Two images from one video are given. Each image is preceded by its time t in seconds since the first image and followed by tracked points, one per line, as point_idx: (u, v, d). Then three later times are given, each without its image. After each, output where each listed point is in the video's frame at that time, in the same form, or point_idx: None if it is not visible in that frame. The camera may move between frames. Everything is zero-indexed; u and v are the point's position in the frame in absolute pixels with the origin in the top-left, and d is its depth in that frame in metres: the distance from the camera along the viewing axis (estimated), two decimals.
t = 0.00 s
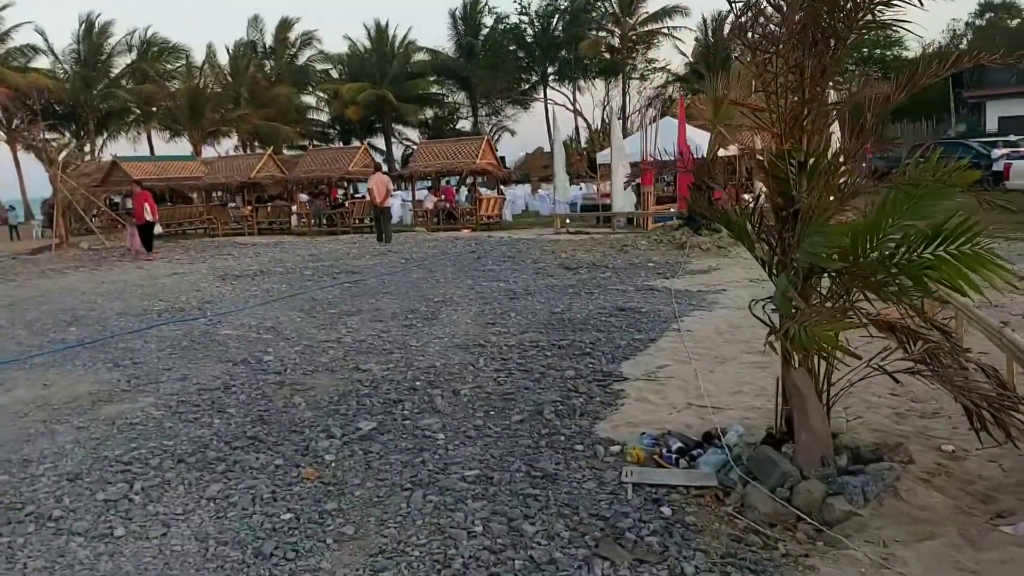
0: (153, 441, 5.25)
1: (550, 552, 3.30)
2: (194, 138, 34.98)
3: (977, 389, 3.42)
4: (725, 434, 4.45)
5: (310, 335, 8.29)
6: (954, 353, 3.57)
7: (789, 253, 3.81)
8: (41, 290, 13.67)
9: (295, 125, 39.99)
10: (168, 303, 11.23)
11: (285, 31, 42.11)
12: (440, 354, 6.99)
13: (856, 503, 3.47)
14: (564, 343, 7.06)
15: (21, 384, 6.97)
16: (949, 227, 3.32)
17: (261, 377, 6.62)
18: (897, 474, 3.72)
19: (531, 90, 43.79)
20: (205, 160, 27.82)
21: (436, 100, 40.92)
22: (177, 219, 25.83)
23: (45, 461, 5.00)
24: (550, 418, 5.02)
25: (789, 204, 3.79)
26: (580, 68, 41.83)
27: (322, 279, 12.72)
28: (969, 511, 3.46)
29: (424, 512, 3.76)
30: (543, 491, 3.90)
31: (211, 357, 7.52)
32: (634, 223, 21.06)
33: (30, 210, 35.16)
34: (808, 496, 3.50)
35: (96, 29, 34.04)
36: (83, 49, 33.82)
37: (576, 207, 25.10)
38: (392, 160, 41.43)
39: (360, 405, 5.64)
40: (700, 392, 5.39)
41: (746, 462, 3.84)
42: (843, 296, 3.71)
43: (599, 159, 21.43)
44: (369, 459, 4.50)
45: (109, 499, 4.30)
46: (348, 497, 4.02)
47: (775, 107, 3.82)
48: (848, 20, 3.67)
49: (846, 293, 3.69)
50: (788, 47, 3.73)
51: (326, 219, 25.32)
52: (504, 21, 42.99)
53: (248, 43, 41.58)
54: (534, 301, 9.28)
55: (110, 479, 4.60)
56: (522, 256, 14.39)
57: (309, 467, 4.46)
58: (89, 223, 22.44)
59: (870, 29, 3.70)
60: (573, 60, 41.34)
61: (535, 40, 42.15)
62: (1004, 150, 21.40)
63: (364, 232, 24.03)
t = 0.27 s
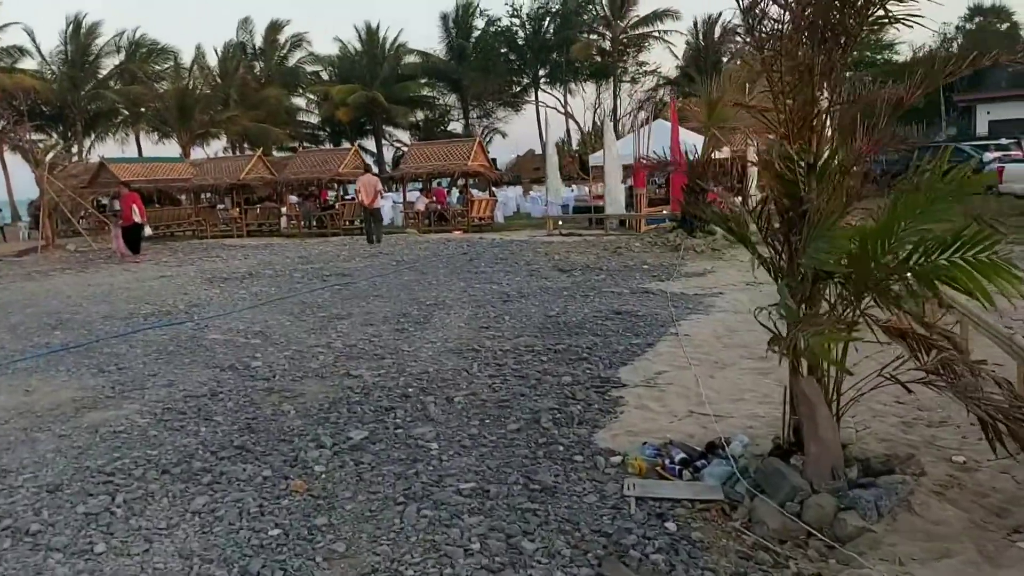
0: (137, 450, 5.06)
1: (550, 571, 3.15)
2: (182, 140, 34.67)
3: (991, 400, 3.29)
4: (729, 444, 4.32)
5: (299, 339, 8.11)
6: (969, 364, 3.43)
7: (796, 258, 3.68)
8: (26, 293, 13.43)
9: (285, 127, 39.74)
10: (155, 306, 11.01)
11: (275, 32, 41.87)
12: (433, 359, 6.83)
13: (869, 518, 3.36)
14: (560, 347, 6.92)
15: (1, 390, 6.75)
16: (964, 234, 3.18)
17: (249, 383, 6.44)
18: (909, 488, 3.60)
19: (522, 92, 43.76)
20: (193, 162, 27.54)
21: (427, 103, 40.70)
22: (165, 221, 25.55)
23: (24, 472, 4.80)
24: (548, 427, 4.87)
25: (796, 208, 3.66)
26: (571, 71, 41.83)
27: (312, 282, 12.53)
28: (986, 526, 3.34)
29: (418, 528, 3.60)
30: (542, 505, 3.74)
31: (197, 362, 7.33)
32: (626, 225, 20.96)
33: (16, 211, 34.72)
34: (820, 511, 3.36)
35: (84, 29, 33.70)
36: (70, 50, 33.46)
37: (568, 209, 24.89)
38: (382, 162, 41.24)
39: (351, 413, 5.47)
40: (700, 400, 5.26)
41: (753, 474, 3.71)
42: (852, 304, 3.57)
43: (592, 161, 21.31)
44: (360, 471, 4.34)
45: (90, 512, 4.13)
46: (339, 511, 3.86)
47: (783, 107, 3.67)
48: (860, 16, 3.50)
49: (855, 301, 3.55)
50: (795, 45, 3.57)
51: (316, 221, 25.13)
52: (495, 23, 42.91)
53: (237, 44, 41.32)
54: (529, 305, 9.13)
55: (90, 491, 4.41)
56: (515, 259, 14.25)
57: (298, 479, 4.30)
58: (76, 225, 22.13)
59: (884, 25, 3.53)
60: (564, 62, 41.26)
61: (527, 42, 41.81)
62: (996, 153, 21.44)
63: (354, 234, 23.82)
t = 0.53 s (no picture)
0: (106, 480, 4.82)
1: None
2: (160, 153, 34.29)
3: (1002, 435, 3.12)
4: (725, 474, 4.16)
5: (278, 359, 7.88)
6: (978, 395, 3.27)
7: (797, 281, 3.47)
8: None
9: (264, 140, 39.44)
10: (129, 324, 10.71)
11: (255, 45, 41.66)
12: (416, 381, 6.63)
13: (876, 555, 3.20)
14: (547, 368, 6.74)
15: None
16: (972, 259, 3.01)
17: (225, 406, 6.20)
18: (915, 521, 3.46)
19: (503, 107, 43.73)
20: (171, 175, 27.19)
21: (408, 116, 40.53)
22: (142, 234, 25.45)
23: None
24: (537, 455, 4.69)
25: (797, 229, 3.47)
26: (553, 86, 41.84)
27: (291, 299, 12.26)
28: (996, 562, 3.20)
29: (403, 568, 3.41)
30: (533, 542, 3.56)
31: (171, 384, 7.07)
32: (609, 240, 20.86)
33: None
34: (824, 547, 3.20)
35: (61, 40, 33.27)
36: (47, 61, 33.04)
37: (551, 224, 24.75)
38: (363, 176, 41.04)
39: (331, 439, 5.25)
40: (692, 425, 5.11)
41: (753, 508, 3.56)
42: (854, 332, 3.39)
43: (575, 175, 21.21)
44: (341, 504, 4.13)
45: (53, 549, 3.88)
46: (319, 549, 3.65)
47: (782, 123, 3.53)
48: (863, 34, 3.40)
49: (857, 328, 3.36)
50: (795, 61, 3.46)
51: (296, 235, 24.85)
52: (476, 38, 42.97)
53: (217, 57, 41.07)
54: (513, 323, 8.96)
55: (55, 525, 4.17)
56: (498, 275, 14.08)
57: (275, 513, 4.08)
58: (51, 240, 21.71)
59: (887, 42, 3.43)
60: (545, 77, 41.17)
61: (509, 57, 41.97)
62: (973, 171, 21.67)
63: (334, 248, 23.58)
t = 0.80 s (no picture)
0: (95, 510, 4.66)
1: None
2: (156, 170, 34.17)
3: None
4: (735, 506, 4.05)
5: (273, 383, 7.73)
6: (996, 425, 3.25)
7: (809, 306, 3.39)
8: None
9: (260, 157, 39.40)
10: (122, 345, 10.54)
11: (252, 63, 41.72)
12: (415, 406, 6.49)
13: None
14: (547, 393, 6.61)
15: None
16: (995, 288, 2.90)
17: (219, 432, 6.04)
18: (933, 556, 3.34)
19: (500, 126, 43.79)
20: (166, 193, 27.07)
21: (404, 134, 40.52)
22: (136, 253, 25.18)
23: None
24: (540, 485, 4.55)
25: (808, 253, 3.39)
26: (549, 105, 41.91)
27: (287, 320, 12.10)
28: None
29: None
30: None
31: (163, 409, 6.91)
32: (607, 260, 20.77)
33: None
34: None
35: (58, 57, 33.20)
36: (44, 78, 32.95)
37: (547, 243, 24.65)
38: (359, 194, 40.97)
39: (328, 467, 5.11)
40: (698, 454, 4.99)
41: (767, 543, 3.46)
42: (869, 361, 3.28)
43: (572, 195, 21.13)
44: (338, 537, 3.99)
45: None
46: None
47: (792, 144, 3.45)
48: (877, 52, 3.30)
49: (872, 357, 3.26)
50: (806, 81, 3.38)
51: (291, 254, 24.70)
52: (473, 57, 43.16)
53: (214, 75, 41.12)
54: (512, 345, 8.84)
55: (40, 559, 4.01)
56: (496, 294, 13.96)
57: (270, 546, 3.94)
58: (44, 257, 21.52)
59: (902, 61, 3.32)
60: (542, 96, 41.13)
61: (505, 76, 42.27)
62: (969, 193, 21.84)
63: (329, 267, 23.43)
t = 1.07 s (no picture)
0: (88, 512, 4.54)
1: None
2: (151, 167, 34.02)
3: None
4: (744, 513, 3.95)
5: (270, 382, 7.62)
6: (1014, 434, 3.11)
7: (826, 311, 3.31)
8: None
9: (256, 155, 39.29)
10: (116, 343, 10.41)
11: (248, 60, 41.56)
12: (414, 407, 6.39)
13: None
14: (549, 396, 6.52)
15: None
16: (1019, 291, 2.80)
17: (215, 433, 5.93)
18: (952, 567, 3.25)
19: (496, 126, 43.72)
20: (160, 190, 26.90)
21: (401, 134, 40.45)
22: (130, 250, 24.94)
23: None
24: (544, 490, 4.46)
25: (824, 255, 3.29)
26: (545, 105, 41.86)
27: (282, 318, 11.98)
28: None
29: None
30: None
31: (158, 408, 6.80)
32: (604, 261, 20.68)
33: None
34: None
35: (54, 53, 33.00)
36: (39, 74, 32.71)
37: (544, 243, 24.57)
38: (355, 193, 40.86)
39: (327, 469, 5.01)
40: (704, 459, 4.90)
41: (781, 554, 3.38)
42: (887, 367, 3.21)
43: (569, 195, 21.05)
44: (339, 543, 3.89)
45: None
46: None
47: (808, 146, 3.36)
48: (901, 49, 3.19)
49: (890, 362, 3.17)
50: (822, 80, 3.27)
51: (287, 252, 24.55)
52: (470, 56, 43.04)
53: (210, 72, 40.95)
54: (512, 346, 8.74)
55: (31, 563, 3.89)
56: (494, 295, 13.86)
57: (269, 552, 3.84)
58: (38, 253, 21.35)
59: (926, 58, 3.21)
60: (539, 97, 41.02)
61: (502, 76, 41.94)
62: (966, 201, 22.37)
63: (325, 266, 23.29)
